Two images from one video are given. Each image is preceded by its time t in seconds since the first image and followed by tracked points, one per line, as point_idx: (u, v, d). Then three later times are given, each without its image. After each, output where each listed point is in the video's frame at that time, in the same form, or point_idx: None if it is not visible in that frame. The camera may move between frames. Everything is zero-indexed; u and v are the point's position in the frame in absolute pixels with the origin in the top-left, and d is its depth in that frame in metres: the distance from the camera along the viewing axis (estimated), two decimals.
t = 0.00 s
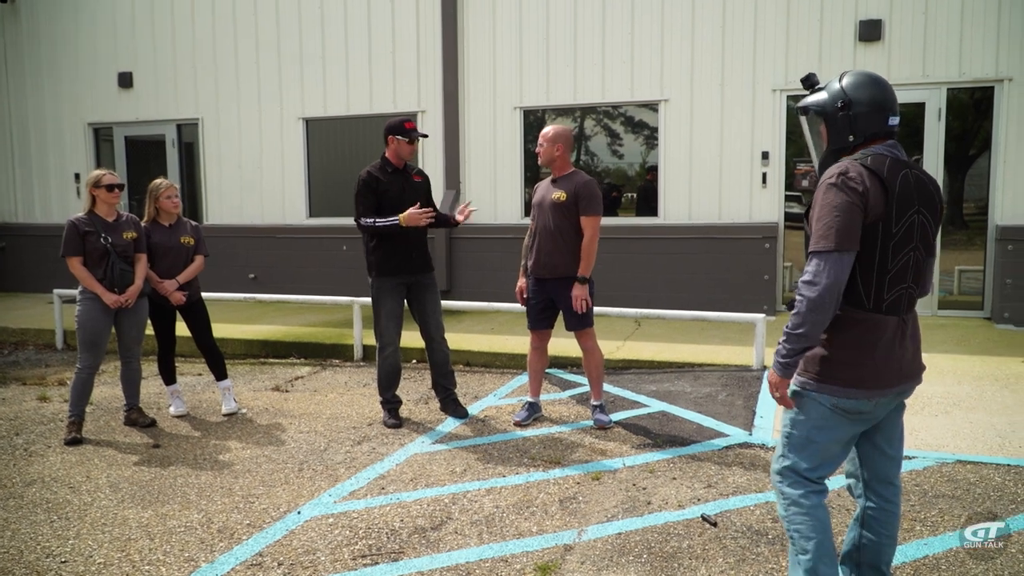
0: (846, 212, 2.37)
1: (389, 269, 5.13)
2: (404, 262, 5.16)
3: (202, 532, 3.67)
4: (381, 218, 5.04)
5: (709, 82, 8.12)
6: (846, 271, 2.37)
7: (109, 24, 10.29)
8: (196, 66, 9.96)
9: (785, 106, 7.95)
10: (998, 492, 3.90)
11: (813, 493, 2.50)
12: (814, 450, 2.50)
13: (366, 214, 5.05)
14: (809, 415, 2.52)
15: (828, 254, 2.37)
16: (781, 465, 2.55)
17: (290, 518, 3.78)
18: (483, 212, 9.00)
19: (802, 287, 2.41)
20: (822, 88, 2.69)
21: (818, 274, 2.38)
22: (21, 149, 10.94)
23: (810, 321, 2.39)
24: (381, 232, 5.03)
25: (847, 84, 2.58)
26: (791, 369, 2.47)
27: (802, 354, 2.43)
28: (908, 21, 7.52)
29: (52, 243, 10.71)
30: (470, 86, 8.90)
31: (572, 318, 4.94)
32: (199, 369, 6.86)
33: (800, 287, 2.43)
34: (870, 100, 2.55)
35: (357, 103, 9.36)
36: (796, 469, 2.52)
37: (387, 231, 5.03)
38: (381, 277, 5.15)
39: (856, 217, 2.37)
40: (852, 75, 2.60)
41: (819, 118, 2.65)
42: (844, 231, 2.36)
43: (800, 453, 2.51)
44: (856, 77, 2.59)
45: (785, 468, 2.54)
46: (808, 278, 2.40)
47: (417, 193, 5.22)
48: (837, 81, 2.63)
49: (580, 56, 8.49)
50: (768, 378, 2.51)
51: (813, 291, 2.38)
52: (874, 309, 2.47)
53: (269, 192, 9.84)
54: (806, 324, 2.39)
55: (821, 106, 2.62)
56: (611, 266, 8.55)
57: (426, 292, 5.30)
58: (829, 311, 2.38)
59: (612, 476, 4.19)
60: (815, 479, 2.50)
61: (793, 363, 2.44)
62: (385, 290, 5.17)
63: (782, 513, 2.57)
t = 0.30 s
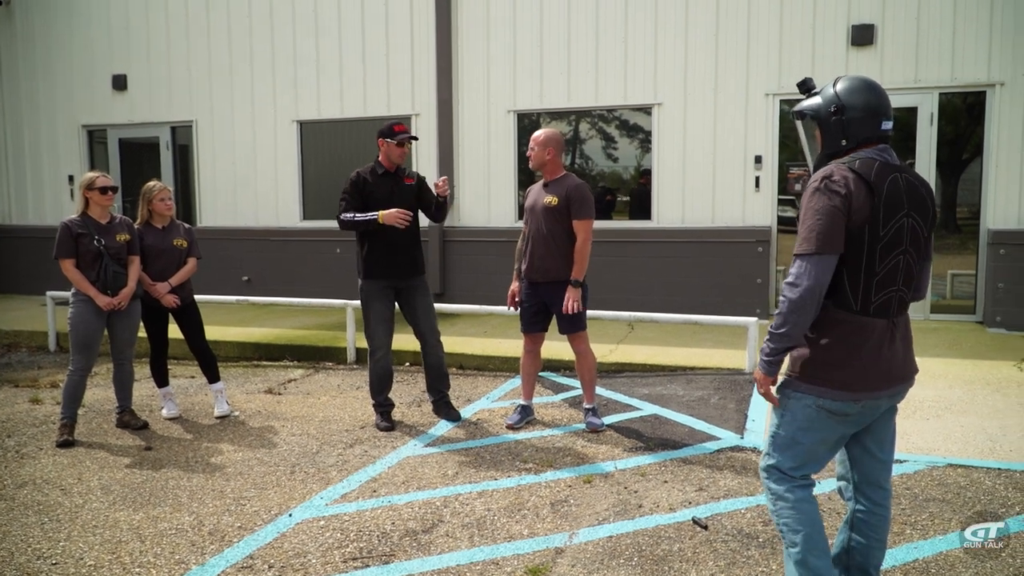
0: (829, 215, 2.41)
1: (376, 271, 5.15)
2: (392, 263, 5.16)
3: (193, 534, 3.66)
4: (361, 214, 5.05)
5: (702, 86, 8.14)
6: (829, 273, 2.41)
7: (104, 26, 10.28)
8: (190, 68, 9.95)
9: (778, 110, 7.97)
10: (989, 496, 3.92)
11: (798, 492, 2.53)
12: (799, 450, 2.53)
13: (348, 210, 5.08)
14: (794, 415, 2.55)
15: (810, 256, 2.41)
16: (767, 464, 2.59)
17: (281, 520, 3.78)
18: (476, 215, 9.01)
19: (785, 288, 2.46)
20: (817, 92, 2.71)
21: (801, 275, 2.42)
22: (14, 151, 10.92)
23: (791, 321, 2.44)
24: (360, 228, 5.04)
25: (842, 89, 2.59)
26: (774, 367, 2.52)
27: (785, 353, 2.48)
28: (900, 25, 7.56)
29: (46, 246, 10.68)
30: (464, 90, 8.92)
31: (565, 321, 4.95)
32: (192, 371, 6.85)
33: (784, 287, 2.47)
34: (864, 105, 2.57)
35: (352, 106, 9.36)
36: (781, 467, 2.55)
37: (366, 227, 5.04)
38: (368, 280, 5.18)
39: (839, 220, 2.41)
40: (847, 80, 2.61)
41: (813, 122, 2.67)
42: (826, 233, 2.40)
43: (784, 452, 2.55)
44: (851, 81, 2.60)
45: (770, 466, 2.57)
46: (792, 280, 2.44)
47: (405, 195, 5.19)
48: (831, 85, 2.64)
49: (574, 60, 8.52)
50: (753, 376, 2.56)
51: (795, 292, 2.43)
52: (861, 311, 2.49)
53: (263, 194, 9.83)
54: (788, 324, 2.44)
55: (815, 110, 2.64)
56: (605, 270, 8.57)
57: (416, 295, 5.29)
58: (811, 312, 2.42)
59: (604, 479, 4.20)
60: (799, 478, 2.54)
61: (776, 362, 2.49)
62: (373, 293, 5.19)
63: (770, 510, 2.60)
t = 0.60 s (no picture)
0: (817, 224, 2.43)
1: (372, 275, 5.17)
2: (387, 268, 5.16)
3: (188, 537, 3.67)
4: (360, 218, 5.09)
5: (699, 91, 8.17)
6: (817, 282, 2.43)
7: (103, 30, 10.30)
8: (188, 72, 9.97)
9: (774, 116, 8.00)
10: (984, 502, 3.93)
11: (787, 497, 2.54)
12: (792, 456, 2.54)
13: (348, 214, 5.14)
14: (786, 422, 2.56)
15: (799, 264, 2.43)
16: (758, 468, 2.60)
17: (277, 523, 3.78)
18: (474, 220, 9.03)
19: (773, 295, 2.47)
20: (811, 96, 2.73)
21: (789, 282, 2.44)
22: (12, 154, 10.93)
23: (778, 329, 2.46)
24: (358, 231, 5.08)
25: (834, 93, 2.61)
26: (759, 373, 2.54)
27: (771, 360, 2.50)
28: (896, 32, 7.60)
29: (44, 249, 10.68)
30: (461, 94, 8.94)
31: (561, 325, 4.97)
32: (188, 375, 6.85)
33: (772, 294, 2.50)
34: (856, 108, 2.57)
35: (350, 110, 9.38)
36: (772, 472, 2.56)
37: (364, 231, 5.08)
38: (366, 283, 5.20)
39: (828, 228, 2.43)
40: (840, 83, 2.62)
41: (806, 126, 2.69)
42: (815, 242, 2.41)
43: (777, 457, 2.56)
44: (843, 85, 2.61)
45: (761, 470, 2.59)
46: (780, 287, 2.46)
47: (406, 198, 5.16)
48: (824, 89, 2.66)
49: (572, 65, 8.54)
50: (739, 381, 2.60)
51: (783, 300, 2.45)
52: (853, 319, 2.50)
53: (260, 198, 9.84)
54: (775, 332, 2.46)
55: (807, 115, 2.66)
56: (601, 274, 8.58)
57: (414, 297, 5.26)
58: (798, 320, 2.45)
59: (600, 483, 4.21)
60: (790, 484, 2.55)
61: (761, 368, 2.52)
62: (370, 296, 5.21)
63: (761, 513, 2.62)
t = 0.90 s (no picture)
0: (807, 230, 2.42)
1: (389, 280, 5.19)
2: (402, 274, 5.17)
3: (192, 542, 3.68)
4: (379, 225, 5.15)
5: (701, 94, 8.18)
6: (810, 288, 2.44)
7: (107, 37, 10.36)
8: (192, 78, 10.02)
9: (777, 119, 8.00)
10: (988, 505, 3.92)
11: (804, 516, 2.51)
12: (804, 469, 2.52)
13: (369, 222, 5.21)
14: (796, 434, 2.54)
15: (791, 270, 2.43)
16: (773, 486, 2.58)
17: (280, 528, 3.79)
18: (477, 224, 9.04)
19: (766, 303, 2.47)
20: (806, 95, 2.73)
21: (782, 289, 2.44)
22: (18, 161, 10.98)
23: (774, 337, 2.46)
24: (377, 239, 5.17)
25: (826, 93, 2.61)
26: (760, 384, 2.54)
27: (769, 370, 2.50)
28: (898, 34, 7.60)
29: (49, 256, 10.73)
30: (464, 99, 8.96)
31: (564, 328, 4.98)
32: (193, 380, 6.87)
33: (765, 302, 2.50)
34: (847, 108, 2.57)
35: (353, 116, 9.41)
36: (788, 488, 2.54)
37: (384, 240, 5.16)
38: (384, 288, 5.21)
39: (818, 234, 2.42)
40: (833, 83, 2.63)
41: (799, 126, 2.70)
42: (805, 248, 2.41)
43: (791, 471, 2.53)
44: (836, 85, 2.61)
45: (777, 489, 2.56)
46: (773, 295, 2.46)
47: (427, 203, 5.16)
48: (817, 89, 2.66)
49: (574, 69, 8.56)
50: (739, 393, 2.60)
51: (777, 307, 2.45)
52: (843, 325, 2.50)
53: (264, 202, 9.87)
54: (771, 341, 2.46)
55: (799, 114, 2.68)
56: (605, 278, 8.58)
57: (431, 303, 5.23)
58: (792, 328, 2.45)
59: (602, 487, 4.21)
60: (806, 499, 2.52)
61: (760, 378, 2.52)
62: (387, 302, 5.22)
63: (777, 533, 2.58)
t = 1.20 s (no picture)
0: (796, 233, 2.42)
1: (399, 284, 5.20)
2: (412, 277, 5.18)
3: (195, 544, 3.69)
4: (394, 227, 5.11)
5: (706, 98, 8.18)
6: (799, 293, 2.43)
7: (115, 40, 10.41)
8: (199, 81, 10.06)
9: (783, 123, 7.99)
10: (993, 510, 3.91)
11: (815, 531, 2.48)
12: (811, 480, 2.50)
13: (382, 225, 5.19)
14: (800, 445, 2.52)
15: (780, 275, 2.43)
16: (781, 499, 2.54)
17: (283, 530, 3.81)
18: (482, 227, 9.05)
19: (755, 310, 2.48)
20: (796, 96, 2.72)
21: (770, 295, 2.44)
22: (27, 163, 11.05)
23: (763, 344, 2.46)
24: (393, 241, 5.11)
25: (814, 93, 2.60)
26: (747, 393, 2.53)
27: (757, 378, 2.50)
28: (904, 38, 7.59)
29: (57, 258, 10.78)
30: (470, 102, 8.98)
31: (572, 332, 5.01)
32: (198, 382, 6.90)
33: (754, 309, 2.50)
34: (832, 107, 2.56)
35: (359, 119, 9.43)
36: (796, 501, 2.51)
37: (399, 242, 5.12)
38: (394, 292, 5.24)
39: (807, 237, 2.42)
40: (821, 83, 2.62)
41: (787, 127, 2.70)
42: (793, 252, 2.41)
43: (795, 482, 2.51)
44: (824, 86, 2.60)
45: (786, 501, 2.53)
46: (762, 301, 2.47)
47: (439, 208, 5.16)
48: (806, 89, 2.65)
49: (580, 72, 8.57)
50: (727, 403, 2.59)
51: (765, 314, 2.45)
52: (837, 330, 2.49)
53: (270, 205, 9.91)
54: (758, 348, 2.46)
55: (787, 115, 2.68)
56: (610, 281, 8.59)
57: (440, 307, 5.25)
58: (781, 335, 2.44)
59: (605, 491, 4.20)
60: (815, 511, 2.48)
61: (748, 388, 2.51)
62: (396, 305, 5.24)
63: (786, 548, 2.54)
